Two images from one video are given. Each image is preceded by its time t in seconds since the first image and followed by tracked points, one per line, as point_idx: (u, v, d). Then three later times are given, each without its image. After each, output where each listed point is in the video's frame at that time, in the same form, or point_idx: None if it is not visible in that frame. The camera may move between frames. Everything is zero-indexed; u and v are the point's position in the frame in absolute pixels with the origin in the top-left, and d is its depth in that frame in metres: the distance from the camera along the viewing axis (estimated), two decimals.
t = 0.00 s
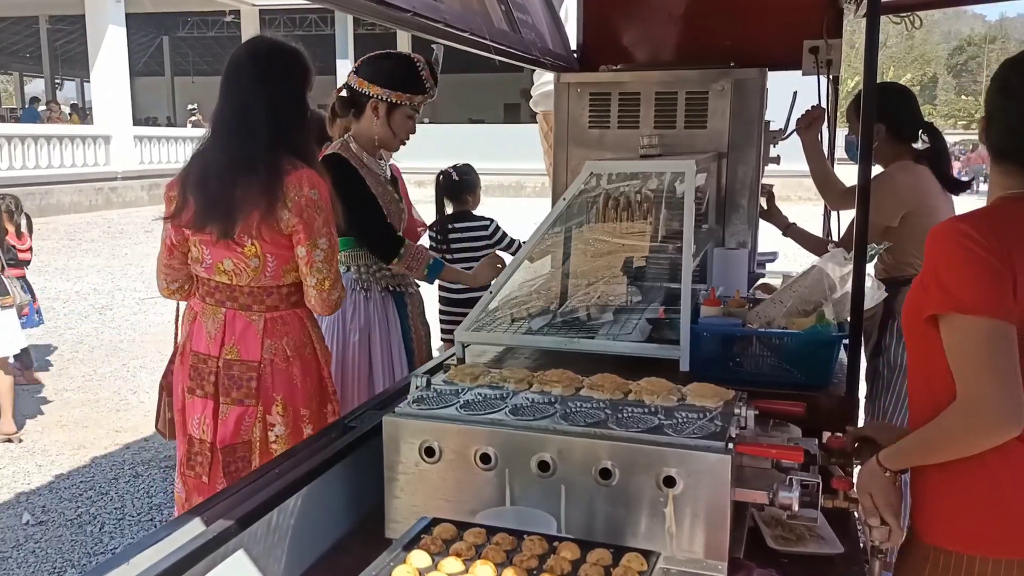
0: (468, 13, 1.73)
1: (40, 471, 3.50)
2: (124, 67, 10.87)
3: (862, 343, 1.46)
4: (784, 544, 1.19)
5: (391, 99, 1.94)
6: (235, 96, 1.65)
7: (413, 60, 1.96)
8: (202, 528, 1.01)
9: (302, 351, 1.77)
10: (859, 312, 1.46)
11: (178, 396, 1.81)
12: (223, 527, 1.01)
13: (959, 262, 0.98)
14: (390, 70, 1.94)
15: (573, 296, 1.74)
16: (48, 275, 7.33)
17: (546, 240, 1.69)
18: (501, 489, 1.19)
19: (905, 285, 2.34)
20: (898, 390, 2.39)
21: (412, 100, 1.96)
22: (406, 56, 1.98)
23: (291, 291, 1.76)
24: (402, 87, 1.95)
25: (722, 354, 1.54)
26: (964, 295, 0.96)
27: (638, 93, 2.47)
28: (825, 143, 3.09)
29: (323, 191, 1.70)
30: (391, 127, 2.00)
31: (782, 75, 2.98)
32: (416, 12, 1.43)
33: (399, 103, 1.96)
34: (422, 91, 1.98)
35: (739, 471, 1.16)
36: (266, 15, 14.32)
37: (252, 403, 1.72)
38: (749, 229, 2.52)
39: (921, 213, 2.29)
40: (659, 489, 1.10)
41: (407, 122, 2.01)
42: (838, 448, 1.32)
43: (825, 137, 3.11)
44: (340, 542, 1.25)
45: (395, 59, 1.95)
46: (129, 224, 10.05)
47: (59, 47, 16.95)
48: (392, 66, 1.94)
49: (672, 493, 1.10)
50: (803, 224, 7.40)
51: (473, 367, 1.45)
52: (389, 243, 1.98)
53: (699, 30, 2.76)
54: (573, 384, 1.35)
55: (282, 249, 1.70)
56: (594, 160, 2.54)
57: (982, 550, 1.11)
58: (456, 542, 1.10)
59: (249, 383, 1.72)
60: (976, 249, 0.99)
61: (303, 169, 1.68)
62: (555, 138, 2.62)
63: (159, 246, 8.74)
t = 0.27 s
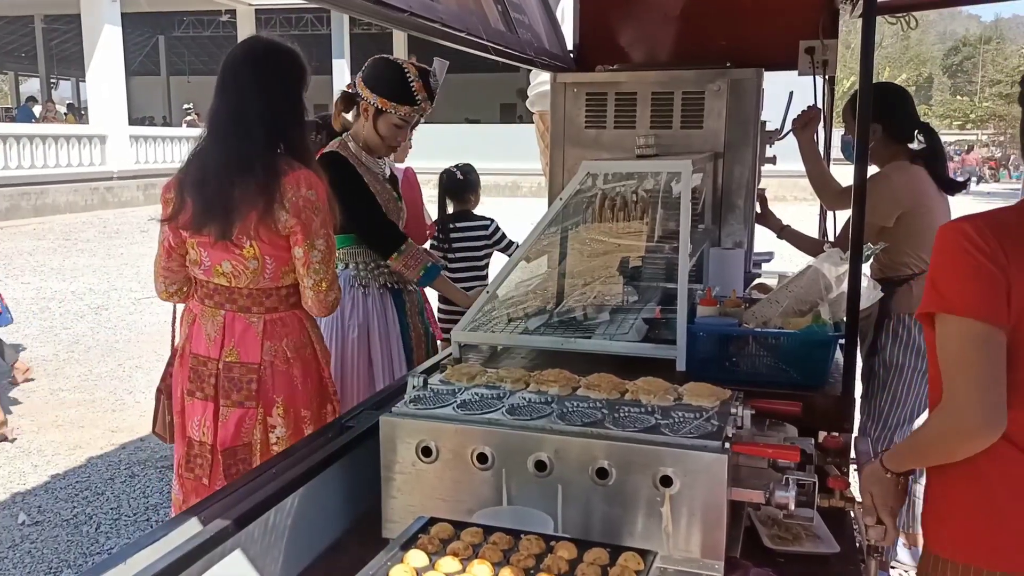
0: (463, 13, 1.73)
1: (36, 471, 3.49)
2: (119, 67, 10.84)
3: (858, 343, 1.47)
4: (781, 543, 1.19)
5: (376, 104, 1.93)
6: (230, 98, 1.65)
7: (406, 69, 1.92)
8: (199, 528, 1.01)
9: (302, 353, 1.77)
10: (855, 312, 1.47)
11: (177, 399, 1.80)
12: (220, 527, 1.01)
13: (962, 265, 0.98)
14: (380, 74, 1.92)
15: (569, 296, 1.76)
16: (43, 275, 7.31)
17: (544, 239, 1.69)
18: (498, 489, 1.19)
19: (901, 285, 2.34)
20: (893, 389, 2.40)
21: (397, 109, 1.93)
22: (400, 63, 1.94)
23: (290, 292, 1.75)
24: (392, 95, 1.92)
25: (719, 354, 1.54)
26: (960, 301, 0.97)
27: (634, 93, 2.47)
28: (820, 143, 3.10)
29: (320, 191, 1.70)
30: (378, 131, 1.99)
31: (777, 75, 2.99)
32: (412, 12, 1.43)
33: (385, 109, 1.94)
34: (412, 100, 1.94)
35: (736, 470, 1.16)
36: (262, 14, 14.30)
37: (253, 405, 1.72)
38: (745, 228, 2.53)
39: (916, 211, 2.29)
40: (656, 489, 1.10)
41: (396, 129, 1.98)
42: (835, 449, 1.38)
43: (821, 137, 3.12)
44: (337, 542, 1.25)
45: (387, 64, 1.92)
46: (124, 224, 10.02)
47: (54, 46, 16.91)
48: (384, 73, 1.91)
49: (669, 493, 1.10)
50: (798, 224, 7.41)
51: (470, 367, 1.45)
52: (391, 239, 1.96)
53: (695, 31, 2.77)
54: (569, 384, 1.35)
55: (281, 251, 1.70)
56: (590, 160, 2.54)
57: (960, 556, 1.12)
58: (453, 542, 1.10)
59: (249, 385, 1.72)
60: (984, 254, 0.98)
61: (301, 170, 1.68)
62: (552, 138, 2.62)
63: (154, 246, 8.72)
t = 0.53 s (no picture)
0: (461, 15, 1.73)
1: (35, 475, 3.49)
2: (117, 70, 10.83)
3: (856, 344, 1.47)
4: (780, 544, 1.19)
5: (372, 108, 1.93)
6: (223, 103, 1.66)
7: (401, 74, 1.91)
8: (198, 531, 1.00)
9: (301, 357, 1.77)
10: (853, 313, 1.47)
11: (179, 405, 1.80)
12: (219, 531, 1.01)
13: (1002, 284, 0.99)
14: (376, 79, 1.91)
15: (567, 298, 1.76)
16: (41, 279, 7.30)
17: (540, 242, 1.68)
18: (496, 491, 1.19)
19: (898, 286, 2.35)
20: (891, 389, 2.40)
21: (393, 112, 1.92)
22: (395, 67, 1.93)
23: (289, 296, 1.75)
24: (389, 100, 1.91)
25: (717, 356, 1.54)
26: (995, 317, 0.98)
27: (631, 94, 2.47)
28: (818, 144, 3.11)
29: (316, 194, 1.70)
30: (376, 135, 1.99)
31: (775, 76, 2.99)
32: (410, 15, 1.43)
33: (381, 114, 1.93)
34: (408, 106, 1.93)
35: (735, 471, 1.16)
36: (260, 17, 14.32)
37: (254, 409, 1.72)
38: (744, 230, 2.53)
39: (914, 213, 2.29)
40: (654, 490, 1.10)
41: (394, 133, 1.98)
42: (833, 449, 1.37)
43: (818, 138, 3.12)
44: (337, 545, 1.24)
45: (381, 69, 1.91)
46: (123, 227, 10.01)
47: (52, 50, 16.91)
48: (381, 78, 1.90)
49: (668, 495, 1.10)
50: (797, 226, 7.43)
51: (468, 370, 1.45)
52: (386, 241, 1.96)
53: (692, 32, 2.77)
54: (568, 386, 1.35)
55: (278, 255, 1.70)
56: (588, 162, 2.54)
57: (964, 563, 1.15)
58: (452, 544, 1.10)
59: (250, 389, 1.72)
60: (1018, 274, 1.00)
61: (295, 173, 1.67)
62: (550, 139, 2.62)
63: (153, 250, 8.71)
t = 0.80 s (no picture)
0: (455, 17, 1.73)
1: (28, 477, 3.48)
2: (112, 71, 10.82)
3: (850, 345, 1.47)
4: (774, 545, 1.20)
5: (363, 107, 1.93)
6: (213, 102, 1.67)
7: (388, 70, 1.92)
8: (192, 534, 1.00)
9: (299, 355, 1.77)
10: (846, 314, 1.47)
11: (174, 407, 1.79)
12: (213, 533, 1.00)
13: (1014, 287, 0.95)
14: (366, 79, 1.92)
15: (562, 300, 1.75)
16: (35, 280, 7.27)
17: (534, 244, 1.69)
18: (492, 493, 1.19)
19: (891, 287, 2.36)
20: (884, 390, 2.41)
21: (385, 109, 1.93)
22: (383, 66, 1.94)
23: (286, 294, 1.76)
24: (380, 96, 1.92)
25: (710, 357, 1.54)
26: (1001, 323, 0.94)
27: (626, 96, 2.48)
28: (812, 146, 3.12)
29: (312, 192, 1.70)
30: (369, 134, 1.99)
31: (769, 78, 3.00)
32: (404, 15, 1.43)
33: (372, 112, 1.94)
34: (399, 101, 1.94)
35: (729, 473, 1.16)
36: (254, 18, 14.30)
37: (253, 408, 1.71)
38: (738, 231, 2.53)
39: (908, 213, 2.29)
40: (649, 492, 1.11)
41: (387, 131, 1.98)
42: (827, 450, 1.37)
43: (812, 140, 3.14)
44: (331, 547, 1.24)
45: (369, 68, 1.92)
46: (118, 229, 9.99)
47: (46, 51, 16.86)
48: (371, 75, 1.91)
49: (662, 496, 1.10)
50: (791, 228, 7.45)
51: (463, 371, 1.45)
52: (379, 239, 1.96)
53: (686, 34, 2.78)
54: (563, 388, 1.35)
55: (276, 252, 1.70)
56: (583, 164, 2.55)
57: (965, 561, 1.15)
58: (447, 546, 1.10)
59: (249, 388, 1.71)
60: None
61: (290, 171, 1.68)
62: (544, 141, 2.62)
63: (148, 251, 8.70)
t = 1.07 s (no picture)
0: (449, 18, 1.73)
1: (21, 480, 3.46)
2: (106, 72, 10.79)
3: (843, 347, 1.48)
4: (768, 547, 1.20)
5: (351, 102, 1.94)
6: (196, 104, 1.69)
7: (366, 58, 1.92)
8: (184, 537, 1.00)
9: (283, 351, 1.80)
10: (840, 316, 1.47)
11: (158, 406, 1.79)
12: (206, 536, 1.00)
13: (1013, 291, 0.94)
14: (349, 73, 1.92)
15: (556, 301, 1.76)
16: (27, 283, 7.24)
17: (528, 246, 1.68)
18: (485, 496, 1.19)
19: (884, 289, 2.37)
20: (877, 392, 2.42)
21: (374, 98, 1.93)
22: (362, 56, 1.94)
23: (270, 292, 1.78)
24: (368, 88, 1.92)
25: (704, 359, 1.54)
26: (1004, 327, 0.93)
27: (620, 98, 2.48)
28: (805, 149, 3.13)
29: (295, 190, 1.73)
30: (364, 129, 1.99)
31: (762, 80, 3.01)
32: (399, 18, 1.43)
33: (362, 104, 1.94)
34: (385, 87, 1.93)
35: (723, 475, 1.16)
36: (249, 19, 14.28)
37: (237, 404, 1.73)
38: (731, 234, 2.56)
39: (901, 214, 2.29)
40: (643, 494, 1.11)
41: (381, 121, 1.98)
42: (820, 452, 1.38)
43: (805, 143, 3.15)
44: (325, 550, 1.24)
45: (349, 61, 1.92)
46: (111, 230, 9.95)
47: (39, 52, 16.80)
48: (355, 68, 1.91)
49: (656, 498, 1.10)
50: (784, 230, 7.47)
51: (457, 373, 1.45)
52: (374, 243, 1.96)
53: (680, 37, 2.78)
54: (557, 390, 1.35)
55: (259, 250, 1.72)
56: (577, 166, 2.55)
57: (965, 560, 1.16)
58: (441, 549, 1.10)
59: (233, 384, 1.73)
60: None
61: (272, 170, 1.70)
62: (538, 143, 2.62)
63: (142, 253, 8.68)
